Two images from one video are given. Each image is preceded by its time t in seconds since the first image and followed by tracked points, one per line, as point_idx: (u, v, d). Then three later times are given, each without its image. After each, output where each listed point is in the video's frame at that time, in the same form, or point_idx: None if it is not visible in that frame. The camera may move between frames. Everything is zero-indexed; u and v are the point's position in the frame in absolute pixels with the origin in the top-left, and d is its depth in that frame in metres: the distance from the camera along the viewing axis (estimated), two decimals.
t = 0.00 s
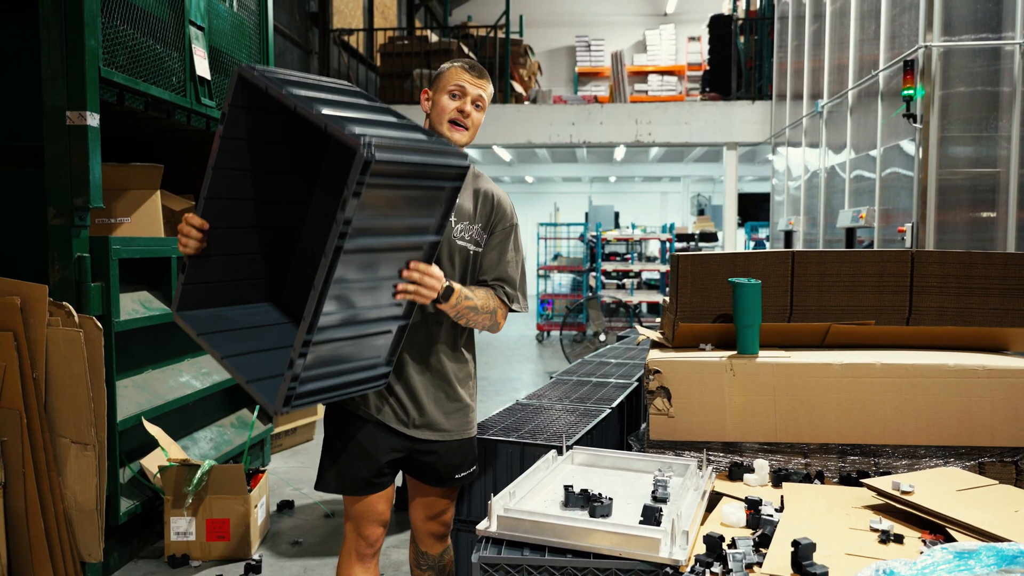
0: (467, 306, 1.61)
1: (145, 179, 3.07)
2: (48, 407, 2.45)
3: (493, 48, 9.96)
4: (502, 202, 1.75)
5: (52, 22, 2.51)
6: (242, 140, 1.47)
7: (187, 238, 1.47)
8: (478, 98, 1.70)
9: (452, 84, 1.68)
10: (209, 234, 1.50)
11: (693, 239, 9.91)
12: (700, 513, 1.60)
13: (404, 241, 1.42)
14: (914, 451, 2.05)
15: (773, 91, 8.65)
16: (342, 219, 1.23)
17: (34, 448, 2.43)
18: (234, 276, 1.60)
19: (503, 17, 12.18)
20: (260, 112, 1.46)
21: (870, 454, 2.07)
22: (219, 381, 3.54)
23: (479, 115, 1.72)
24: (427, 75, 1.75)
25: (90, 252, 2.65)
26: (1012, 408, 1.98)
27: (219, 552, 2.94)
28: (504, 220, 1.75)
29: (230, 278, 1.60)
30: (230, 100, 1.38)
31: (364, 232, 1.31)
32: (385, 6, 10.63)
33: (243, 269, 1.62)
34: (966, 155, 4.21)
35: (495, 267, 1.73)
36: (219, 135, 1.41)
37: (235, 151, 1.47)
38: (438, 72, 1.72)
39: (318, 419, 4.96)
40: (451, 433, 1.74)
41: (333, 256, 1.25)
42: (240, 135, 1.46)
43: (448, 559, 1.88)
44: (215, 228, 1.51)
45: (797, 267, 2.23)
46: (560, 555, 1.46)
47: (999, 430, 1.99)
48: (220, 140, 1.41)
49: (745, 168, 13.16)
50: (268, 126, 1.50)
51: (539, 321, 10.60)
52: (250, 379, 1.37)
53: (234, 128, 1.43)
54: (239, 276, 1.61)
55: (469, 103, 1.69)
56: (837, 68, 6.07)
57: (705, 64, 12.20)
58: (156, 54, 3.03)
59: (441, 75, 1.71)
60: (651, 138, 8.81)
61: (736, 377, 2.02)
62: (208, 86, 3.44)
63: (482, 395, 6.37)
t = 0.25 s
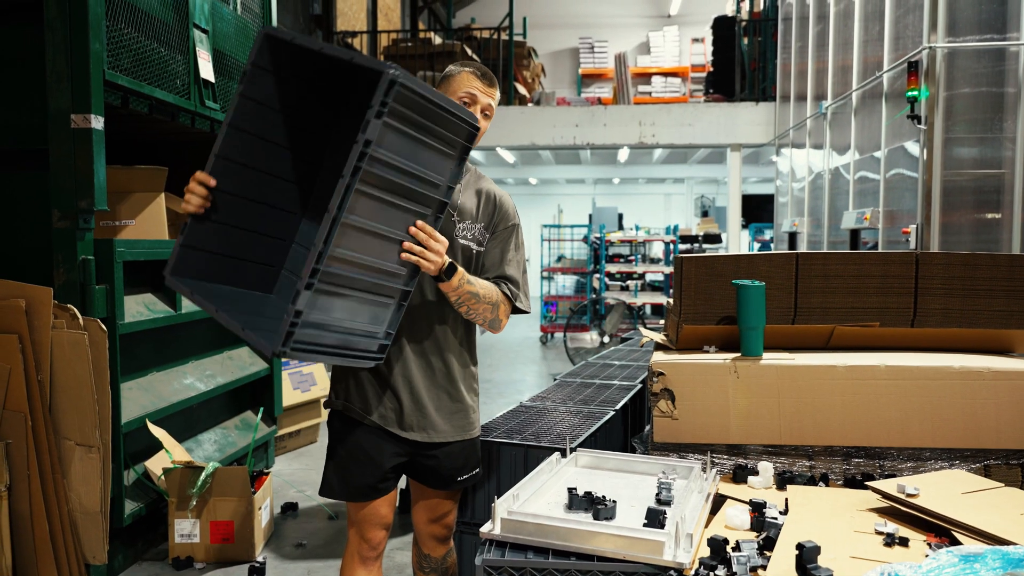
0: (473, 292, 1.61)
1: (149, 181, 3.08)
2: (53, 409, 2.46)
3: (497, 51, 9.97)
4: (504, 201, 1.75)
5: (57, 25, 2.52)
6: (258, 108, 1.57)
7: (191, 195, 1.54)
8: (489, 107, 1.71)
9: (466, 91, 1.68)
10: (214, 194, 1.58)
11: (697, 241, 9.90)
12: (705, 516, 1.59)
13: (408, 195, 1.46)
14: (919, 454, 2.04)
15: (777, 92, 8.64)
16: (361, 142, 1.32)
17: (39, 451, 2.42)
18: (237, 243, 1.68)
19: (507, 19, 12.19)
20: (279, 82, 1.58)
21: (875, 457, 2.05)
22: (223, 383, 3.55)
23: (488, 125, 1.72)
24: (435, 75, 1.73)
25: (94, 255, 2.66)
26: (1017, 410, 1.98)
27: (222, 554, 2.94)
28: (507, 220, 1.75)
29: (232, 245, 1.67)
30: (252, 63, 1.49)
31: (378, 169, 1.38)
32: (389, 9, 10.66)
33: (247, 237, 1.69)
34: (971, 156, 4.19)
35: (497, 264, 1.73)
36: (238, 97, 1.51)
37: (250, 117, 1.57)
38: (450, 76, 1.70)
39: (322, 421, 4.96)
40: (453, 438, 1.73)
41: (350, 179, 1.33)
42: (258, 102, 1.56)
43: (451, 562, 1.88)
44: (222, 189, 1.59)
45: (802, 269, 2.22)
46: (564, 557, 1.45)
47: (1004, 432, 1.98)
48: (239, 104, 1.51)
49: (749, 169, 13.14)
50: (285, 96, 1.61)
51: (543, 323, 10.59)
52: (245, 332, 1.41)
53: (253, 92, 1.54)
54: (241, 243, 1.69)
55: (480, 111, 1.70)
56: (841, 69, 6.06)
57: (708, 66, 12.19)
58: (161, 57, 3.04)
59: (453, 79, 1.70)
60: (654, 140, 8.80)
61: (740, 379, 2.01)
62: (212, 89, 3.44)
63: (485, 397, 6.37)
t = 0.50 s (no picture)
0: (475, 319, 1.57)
1: (156, 184, 3.09)
2: (59, 412, 2.47)
3: (502, 53, 9.98)
4: (505, 205, 1.76)
5: (63, 30, 2.53)
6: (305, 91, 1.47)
7: (213, 153, 1.45)
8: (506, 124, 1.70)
9: (490, 110, 1.64)
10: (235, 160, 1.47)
11: (702, 242, 9.89)
12: (710, 519, 1.59)
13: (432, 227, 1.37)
14: (925, 457, 2.03)
15: (782, 94, 8.62)
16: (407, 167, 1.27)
17: (45, 453, 2.44)
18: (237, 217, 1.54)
19: (512, 21, 12.20)
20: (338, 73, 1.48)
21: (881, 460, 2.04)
22: (229, 386, 3.56)
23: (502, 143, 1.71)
24: (455, 81, 1.65)
25: (100, 258, 2.67)
26: None
27: (228, 556, 2.94)
28: (509, 224, 1.75)
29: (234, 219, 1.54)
30: (319, 47, 1.39)
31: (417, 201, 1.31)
32: (394, 12, 10.68)
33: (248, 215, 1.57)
34: (977, 158, 4.18)
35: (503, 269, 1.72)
36: (289, 73, 1.42)
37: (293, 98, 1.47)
38: (474, 88, 1.64)
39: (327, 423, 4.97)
40: (454, 442, 1.73)
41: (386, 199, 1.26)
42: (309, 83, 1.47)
43: (456, 565, 1.88)
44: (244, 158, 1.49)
45: (807, 271, 2.22)
46: (569, 561, 1.45)
47: (1011, 435, 1.97)
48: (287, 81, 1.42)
49: (754, 171, 13.12)
50: (335, 89, 1.51)
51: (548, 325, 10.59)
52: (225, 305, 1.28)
53: (306, 74, 1.44)
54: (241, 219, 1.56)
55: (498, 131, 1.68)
56: (847, 71, 6.05)
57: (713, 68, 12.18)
58: (167, 61, 3.05)
59: (477, 93, 1.64)
60: (659, 142, 8.79)
61: (746, 382, 2.00)
62: (218, 92, 3.45)
63: (490, 400, 6.37)
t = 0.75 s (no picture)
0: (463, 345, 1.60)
1: (157, 185, 3.10)
2: (61, 412, 2.47)
3: (504, 53, 9.98)
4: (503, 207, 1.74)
5: (66, 31, 2.54)
6: (338, 132, 1.30)
7: (224, 181, 1.31)
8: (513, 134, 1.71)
9: (500, 121, 1.66)
10: (246, 191, 1.33)
11: (704, 243, 9.87)
12: (712, 520, 1.59)
13: (435, 320, 1.28)
14: (927, 458, 2.02)
15: (784, 94, 8.62)
16: (414, 298, 1.08)
17: (48, 453, 2.45)
18: (240, 228, 1.45)
19: (515, 22, 12.21)
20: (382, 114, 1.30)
21: (884, 461, 2.04)
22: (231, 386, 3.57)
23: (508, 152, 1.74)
24: (465, 88, 1.66)
25: (103, 258, 2.67)
26: None
27: (230, 556, 2.94)
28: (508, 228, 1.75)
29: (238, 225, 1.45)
30: (358, 96, 1.21)
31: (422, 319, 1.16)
32: (396, 12, 10.69)
33: (251, 225, 1.47)
34: (980, 158, 4.17)
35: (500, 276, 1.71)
36: (322, 116, 1.24)
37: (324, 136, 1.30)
38: (484, 97, 1.65)
39: (329, 424, 4.97)
40: (459, 443, 1.75)
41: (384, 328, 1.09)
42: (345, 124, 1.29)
43: (458, 565, 1.88)
44: (257, 189, 1.35)
45: (810, 271, 2.21)
46: (570, 561, 1.45)
47: (1014, 436, 1.97)
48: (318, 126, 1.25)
49: (756, 172, 13.11)
50: (367, 131, 1.35)
51: (550, 326, 10.59)
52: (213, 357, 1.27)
53: (338, 120, 1.27)
54: (244, 229, 1.47)
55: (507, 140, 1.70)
56: (850, 71, 6.04)
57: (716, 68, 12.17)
58: (170, 62, 3.06)
59: (487, 102, 1.65)
60: (661, 142, 8.78)
61: (748, 383, 2.00)
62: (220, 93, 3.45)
63: (492, 400, 6.37)
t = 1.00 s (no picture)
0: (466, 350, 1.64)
1: (159, 186, 3.11)
2: (63, 412, 2.48)
3: (505, 54, 9.98)
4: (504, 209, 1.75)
5: (68, 32, 2.54)
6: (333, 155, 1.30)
7: (222, 202, 1.30)
8: (508, 129, 1.71)
9: (494, 114, 1.66)
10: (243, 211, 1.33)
11: (706, 243, 9.87)
12: (713, 520, 1.59)
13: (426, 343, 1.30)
14: (929, 457, 2.01)
15: (785, 94, 8.61)
16: (404, 333, 1.12)
17: (49, 454, 2.45)
18: (240, 240, 1.46)
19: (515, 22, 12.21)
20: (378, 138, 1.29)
21: (885, 460, 2.03)
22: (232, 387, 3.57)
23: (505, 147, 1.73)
24: (459, 85, 1.66)
25: (104, 259, 2.68)
26: None
27: (232, 557, 2.95)
28: (508, 228, 1.75)
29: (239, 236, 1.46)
30: (351, 127, 1.20)
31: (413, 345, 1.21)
32: (397, 13, 10.71)
33: (251, 236, 1.48)
34: (981, 157, 4.17)
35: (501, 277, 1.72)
36: (315, 144, 1.23)
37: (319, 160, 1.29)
38: (478, 92, 1.65)
39: (330, 425, 4.97)
40: (462, 444, 1.75)
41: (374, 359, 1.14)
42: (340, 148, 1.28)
43: (459, 565, 1.88)
44: (255, 208, 1.34)
45: (810, 271, 2.21)
46: (571, 561, 1.45)
47: (1015, 435, 1.96)
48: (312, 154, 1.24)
49: (757, 172, 13.10)
50: (365, 153, 1.34)
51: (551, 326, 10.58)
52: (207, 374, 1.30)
53: (333, 147, 1.26)
54: (245, 240, 1.48)
55: (501, 134, 1.70)
56: (850, 70, 6.03)
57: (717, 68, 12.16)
58: (170, 63, 3.06)
59: (480, 96, 1.65)
60: (662, 142, 8.77)
61: (749, 382, 2.00)
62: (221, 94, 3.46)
63: (493, 400, 6.36)
